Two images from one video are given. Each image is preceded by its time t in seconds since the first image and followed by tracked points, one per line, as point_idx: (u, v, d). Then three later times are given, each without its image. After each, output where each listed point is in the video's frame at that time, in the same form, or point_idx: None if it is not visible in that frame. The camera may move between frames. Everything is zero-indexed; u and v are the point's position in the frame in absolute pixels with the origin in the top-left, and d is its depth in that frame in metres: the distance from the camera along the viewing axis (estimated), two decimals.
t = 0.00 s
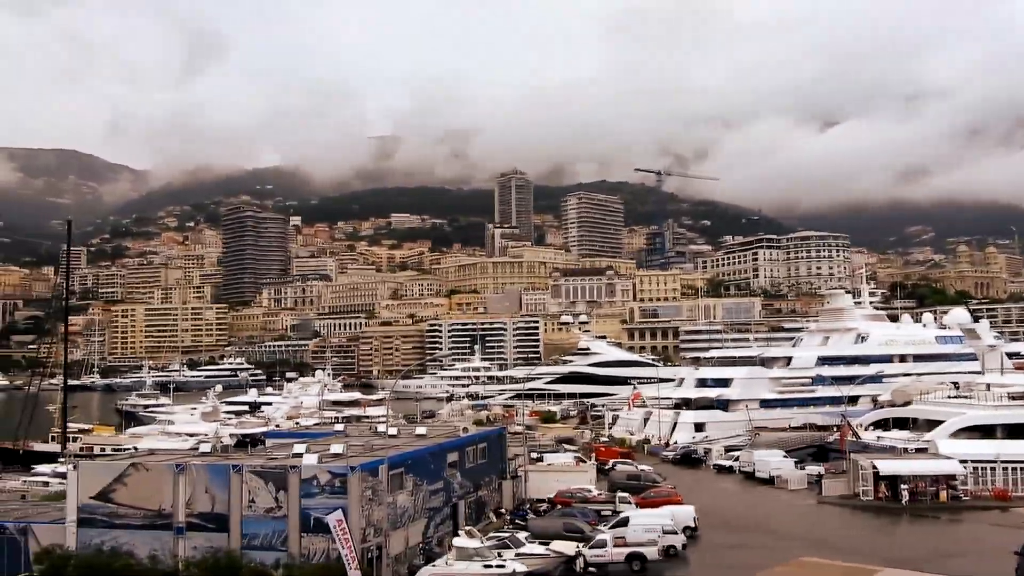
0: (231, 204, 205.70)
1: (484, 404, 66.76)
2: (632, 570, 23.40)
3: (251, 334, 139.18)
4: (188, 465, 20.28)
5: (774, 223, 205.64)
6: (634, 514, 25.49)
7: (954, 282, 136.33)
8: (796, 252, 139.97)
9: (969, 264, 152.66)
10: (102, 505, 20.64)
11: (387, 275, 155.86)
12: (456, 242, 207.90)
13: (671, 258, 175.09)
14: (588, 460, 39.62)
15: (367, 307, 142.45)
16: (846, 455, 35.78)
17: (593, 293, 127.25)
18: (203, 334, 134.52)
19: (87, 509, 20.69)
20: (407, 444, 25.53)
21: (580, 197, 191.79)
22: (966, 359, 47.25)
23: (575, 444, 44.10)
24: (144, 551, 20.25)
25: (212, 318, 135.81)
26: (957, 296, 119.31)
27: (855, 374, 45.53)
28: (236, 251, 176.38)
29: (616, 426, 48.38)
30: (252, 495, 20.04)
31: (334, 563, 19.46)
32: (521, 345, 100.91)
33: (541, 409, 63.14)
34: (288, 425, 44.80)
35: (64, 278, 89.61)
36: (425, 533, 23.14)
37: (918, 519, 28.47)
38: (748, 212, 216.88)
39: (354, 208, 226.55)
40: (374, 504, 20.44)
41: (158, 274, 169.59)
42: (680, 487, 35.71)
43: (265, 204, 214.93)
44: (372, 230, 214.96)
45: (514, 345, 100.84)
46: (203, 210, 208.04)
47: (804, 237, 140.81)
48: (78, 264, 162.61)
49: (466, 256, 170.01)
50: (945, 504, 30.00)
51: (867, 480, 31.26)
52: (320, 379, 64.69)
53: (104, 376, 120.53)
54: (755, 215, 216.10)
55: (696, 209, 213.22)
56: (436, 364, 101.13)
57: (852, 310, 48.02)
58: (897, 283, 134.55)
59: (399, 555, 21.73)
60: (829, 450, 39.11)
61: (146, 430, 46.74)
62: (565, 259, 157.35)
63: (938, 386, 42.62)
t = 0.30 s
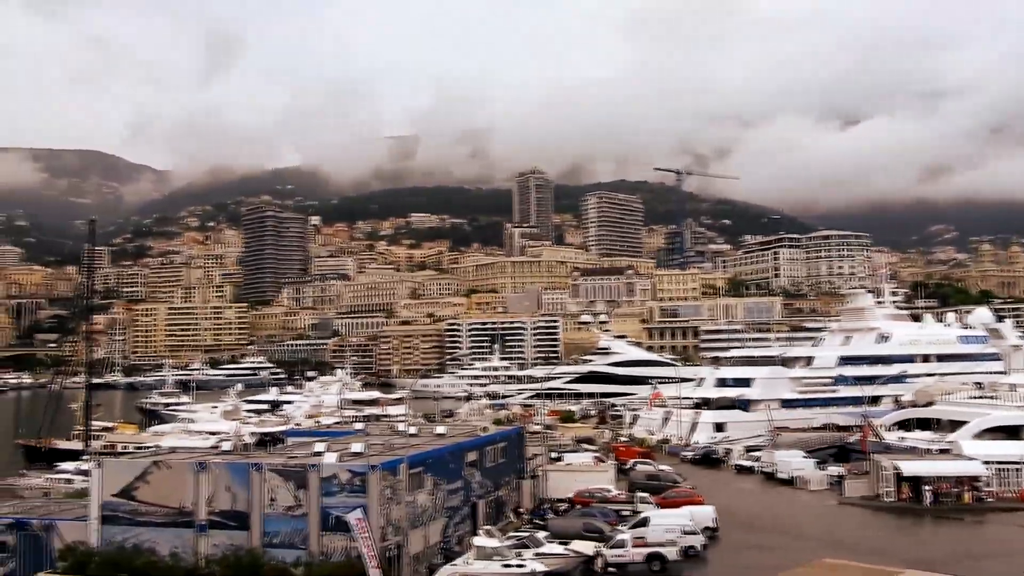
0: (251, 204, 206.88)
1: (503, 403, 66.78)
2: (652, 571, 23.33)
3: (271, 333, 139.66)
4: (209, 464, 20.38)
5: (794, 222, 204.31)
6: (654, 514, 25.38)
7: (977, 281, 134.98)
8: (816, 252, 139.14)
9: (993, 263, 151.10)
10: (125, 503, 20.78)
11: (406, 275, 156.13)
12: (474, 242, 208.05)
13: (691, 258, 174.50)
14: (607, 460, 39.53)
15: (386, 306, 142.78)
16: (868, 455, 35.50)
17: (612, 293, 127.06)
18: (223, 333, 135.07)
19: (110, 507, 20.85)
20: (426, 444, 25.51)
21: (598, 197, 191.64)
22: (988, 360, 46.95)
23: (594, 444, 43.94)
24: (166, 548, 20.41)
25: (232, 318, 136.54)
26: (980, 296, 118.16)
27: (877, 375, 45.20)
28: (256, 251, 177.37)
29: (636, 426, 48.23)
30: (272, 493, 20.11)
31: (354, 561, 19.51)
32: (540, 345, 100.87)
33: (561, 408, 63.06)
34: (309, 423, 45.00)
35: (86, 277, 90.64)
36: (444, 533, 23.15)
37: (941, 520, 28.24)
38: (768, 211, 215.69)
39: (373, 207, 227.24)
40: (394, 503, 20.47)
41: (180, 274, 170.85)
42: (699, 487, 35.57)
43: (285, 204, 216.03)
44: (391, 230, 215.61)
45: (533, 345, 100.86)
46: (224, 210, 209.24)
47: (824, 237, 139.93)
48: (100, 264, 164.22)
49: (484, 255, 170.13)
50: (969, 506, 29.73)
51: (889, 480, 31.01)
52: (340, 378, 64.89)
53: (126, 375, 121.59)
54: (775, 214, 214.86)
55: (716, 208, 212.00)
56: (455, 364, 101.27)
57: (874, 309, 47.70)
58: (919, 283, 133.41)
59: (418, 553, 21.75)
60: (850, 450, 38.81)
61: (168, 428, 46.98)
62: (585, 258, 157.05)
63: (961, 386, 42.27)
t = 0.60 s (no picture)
0: (272, 204, 208.08)
1: (522, 403, 66.78)
2: (673, 571, 23.24)
3: (293, 333, 140.20)
4: (231, 463, 20.53)
5: (816, 221, 202.75)
6: (674, 514, 25.36)
7: (1002, 280, 133.60)
8: (838, 251, 138.34)
9: (1018, 261, 149.56)
10: (149, 501, 20.98)
11: (427, 274, 156.39)
12: (493, 242, 208.04)
13: (711, 257, 173.82)
14: (627, 460, 39.49)
15: (406, 306, 143.16)
16: (890, 455, 35.22)
17: (633, 292, 126.78)
18: (245, 333, 135.74)
19: (133, 506, 21.04)
20: (447, 444, 25.55)
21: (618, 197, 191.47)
22: (1011, 360, 46.52)
23: (614, 444, 43.84)
24: (189, 546, 20.59)
25: (254, 317, 137.26)
26: (1005, 295, 116.92)
27: (900, 374, 44.85)
28: (278, 251, 178.36)
29: (655, 426, 48.17)
30: (294, 492, 20.23)
31: (375, 560, 19.59)
32: (560, 344, 100.78)
33: (580, 408, 62.96)
34: (331, 423, 45.22)
35: (110, 278, 91.61)
36: (464, 532, 23.20)
37: (965, 521, 28.00)
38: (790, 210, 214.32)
39: (393, 207, 227.85)
40: (414, 502, 20.55)
41: (202, 274, 172.14)
42: (720, 487, 35.47)
43: (305, 204, 216.96)
44: (411, 230, 216.24)
45: (553, 345, 100.86)
46: (245, 211, 210.21)
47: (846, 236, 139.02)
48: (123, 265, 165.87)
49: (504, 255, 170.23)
50: (994, 507, 29.45)
51: (912, 481, 30.79)
52: (360, 378, 65.05)
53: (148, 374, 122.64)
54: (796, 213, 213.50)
55: (736, 206, 210.59)
56: (475, 364, 101.36)
57: (897, 309, 47.32)
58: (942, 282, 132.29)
59: (439, 552, 21.81)
60: (873, 451, 38.51)
61: (190, 428, 47.30)
62: (605, 258, 156.66)
63: (985, 387, 41.91)
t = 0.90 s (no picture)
0: (298, 205, 209.46)
1: (548, 403, 66.77)
2: (698, 572, 23.17)
3: (318, 333, 140.94)
4: (257, 462, 20.67)
5: (843, 220, 200.78)
6: (700, 515, 25.26)
7: None
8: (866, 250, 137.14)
9: None
10: (176, 499, 21.15)
11: (451, 274, 156.64)
12: (518, 242, 207.97)
13: (737, 257, 172.89)
14: (652, 460, 39.38)
15: (430, 305, 143.55)
16: (919, 457, 34.83)
17: (657, 292, 126.34)
18: (271, 333, 136.42)
19: (161, 503, 21.23)
20: (472, 443, 25.58)
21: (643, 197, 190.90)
22: None
23: (639, 444, 43.71)
24: (216, 544, 20.74)
25: (280, 317, 138.04)
26: None
27: (929, 375, 44.37)
28: (303, 251, 179.43)
29: (681, 426, 47.97)
30: (320, 491, 20.33)
31: (400, 559, 19.63)
32: (584, 344, 100.55)
33: (605, 408, 62.81)
34: (356, 421, 45.44)
35: (138, 279, 92.56)
36: (489, 532, 23.20)
37: (995, 523, 27.65)
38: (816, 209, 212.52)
39: (418, 208, 228.47)
40: (439, 501, 20.59)
41: (228, 274, 173.57)
42: (746, 488, 35.25)
43: (330, 204, 218.12)
44: (436, 230, 216.79)
45: (578, 345, 100.64)
46: (271, 212, 211.59)
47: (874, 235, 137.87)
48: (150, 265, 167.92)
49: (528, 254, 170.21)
50: None
51: (941, 483, 30.47)
52: (385, 376, 65.26)
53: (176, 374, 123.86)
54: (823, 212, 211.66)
55: (762, 207, 209.05)
56: (500, 363, 101.48)
57: (926, 308, 46.83)
58: (972, 281, 130.70)
59: (463, 552, 21.82)
60: (901, 452, 38.12)
61: (217, 426, 47.67)
62: (630, 258, 156.05)
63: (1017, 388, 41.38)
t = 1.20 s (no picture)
0: (327, 205, 210.98)
1: (576, 403, 66.70)
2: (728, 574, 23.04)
3: (347, 333, 141.80)
4: (288, 461, 20.80)
5: (875, 219, 198.39)
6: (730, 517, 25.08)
7: None
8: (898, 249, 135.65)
9: None
10: (207, 497, 21.32)
11: (479, 274, 156.90)
12: (546, 242, 207.80)
13: (767, 256, 171.54)
14: (681, 461, 39.23)
15: (459, 305, 143.95)
16: (953, 459, 34.39)
17: (686, 292, 125.70)
18: (301, 333, 137.16)
19: (193, 502, 21.40)
20: (500, 443, 25.61)
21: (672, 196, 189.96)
22: None
23: (668, 445, 43.52)
24: (247, 543, 20.89)
25: (309, 317, 138.86)
26: None
27: (963, 376, 43.75)
28: (332, 251, 180.50)
29: (711, 427, 47.74)
30: (349, 490, 20.42)
31: (429, 558, 19.69)
32: (612, 345, 100.12)
33: (634, 409, 62.58)
34: (385, 422, 45.65)
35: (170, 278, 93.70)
36: (517, 532, 23.19)
37: None
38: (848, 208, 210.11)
39: (446, 208, 229.11)
40: (467, 501, 20.63)
41: (258, 274, 175.20)
42: (776, 489, 34.98)
43: (359, 205, 219.43)
44: (464, 230, 217.33)
45: (606, 345, 100.26)
46: (301, 213, 213.22)
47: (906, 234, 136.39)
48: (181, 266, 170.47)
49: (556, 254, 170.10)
50: None
51: (976, 485, 30.07)
52: (414, 377, 65.50)
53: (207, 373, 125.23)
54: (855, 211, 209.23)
55: (792, 206, 207.18)
56: (528, 363, 101.52)
57: (959, 308, 46.31)
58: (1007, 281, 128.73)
59: (492, 552, 21.82)
60: (935, 454, 37.62)
61: (247, 426, 48.05)
62: (658, 258, 155.28)
63: None
